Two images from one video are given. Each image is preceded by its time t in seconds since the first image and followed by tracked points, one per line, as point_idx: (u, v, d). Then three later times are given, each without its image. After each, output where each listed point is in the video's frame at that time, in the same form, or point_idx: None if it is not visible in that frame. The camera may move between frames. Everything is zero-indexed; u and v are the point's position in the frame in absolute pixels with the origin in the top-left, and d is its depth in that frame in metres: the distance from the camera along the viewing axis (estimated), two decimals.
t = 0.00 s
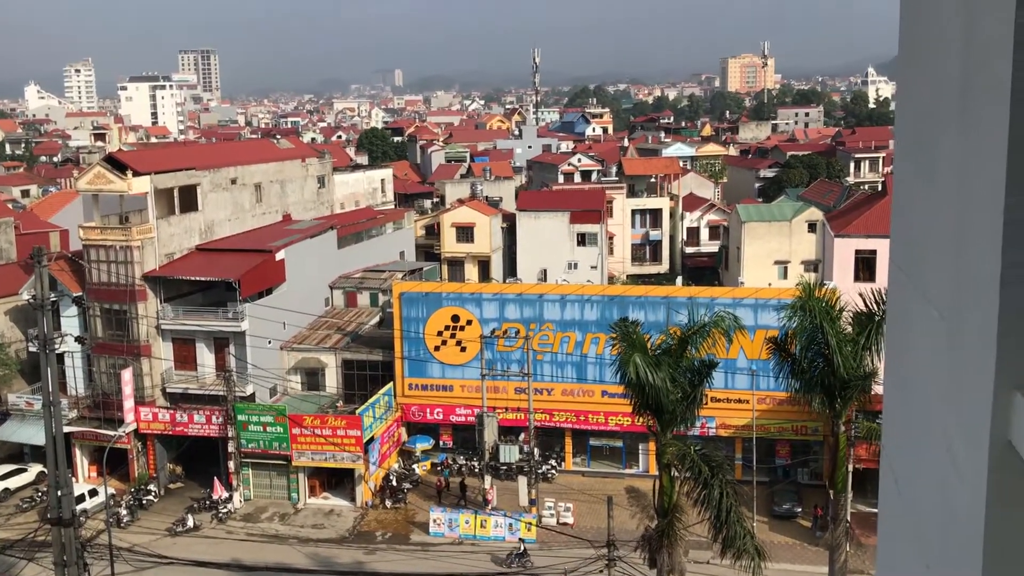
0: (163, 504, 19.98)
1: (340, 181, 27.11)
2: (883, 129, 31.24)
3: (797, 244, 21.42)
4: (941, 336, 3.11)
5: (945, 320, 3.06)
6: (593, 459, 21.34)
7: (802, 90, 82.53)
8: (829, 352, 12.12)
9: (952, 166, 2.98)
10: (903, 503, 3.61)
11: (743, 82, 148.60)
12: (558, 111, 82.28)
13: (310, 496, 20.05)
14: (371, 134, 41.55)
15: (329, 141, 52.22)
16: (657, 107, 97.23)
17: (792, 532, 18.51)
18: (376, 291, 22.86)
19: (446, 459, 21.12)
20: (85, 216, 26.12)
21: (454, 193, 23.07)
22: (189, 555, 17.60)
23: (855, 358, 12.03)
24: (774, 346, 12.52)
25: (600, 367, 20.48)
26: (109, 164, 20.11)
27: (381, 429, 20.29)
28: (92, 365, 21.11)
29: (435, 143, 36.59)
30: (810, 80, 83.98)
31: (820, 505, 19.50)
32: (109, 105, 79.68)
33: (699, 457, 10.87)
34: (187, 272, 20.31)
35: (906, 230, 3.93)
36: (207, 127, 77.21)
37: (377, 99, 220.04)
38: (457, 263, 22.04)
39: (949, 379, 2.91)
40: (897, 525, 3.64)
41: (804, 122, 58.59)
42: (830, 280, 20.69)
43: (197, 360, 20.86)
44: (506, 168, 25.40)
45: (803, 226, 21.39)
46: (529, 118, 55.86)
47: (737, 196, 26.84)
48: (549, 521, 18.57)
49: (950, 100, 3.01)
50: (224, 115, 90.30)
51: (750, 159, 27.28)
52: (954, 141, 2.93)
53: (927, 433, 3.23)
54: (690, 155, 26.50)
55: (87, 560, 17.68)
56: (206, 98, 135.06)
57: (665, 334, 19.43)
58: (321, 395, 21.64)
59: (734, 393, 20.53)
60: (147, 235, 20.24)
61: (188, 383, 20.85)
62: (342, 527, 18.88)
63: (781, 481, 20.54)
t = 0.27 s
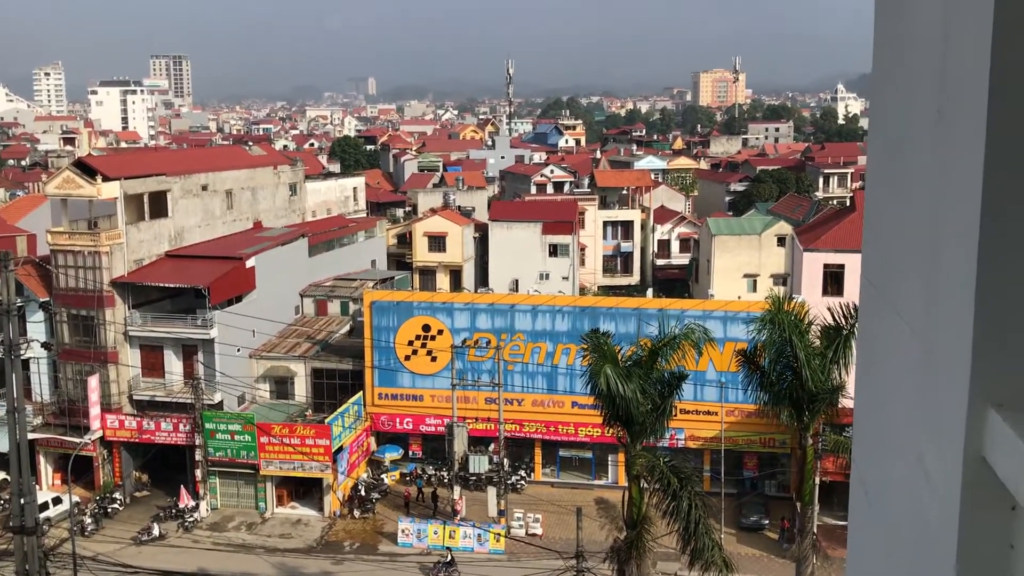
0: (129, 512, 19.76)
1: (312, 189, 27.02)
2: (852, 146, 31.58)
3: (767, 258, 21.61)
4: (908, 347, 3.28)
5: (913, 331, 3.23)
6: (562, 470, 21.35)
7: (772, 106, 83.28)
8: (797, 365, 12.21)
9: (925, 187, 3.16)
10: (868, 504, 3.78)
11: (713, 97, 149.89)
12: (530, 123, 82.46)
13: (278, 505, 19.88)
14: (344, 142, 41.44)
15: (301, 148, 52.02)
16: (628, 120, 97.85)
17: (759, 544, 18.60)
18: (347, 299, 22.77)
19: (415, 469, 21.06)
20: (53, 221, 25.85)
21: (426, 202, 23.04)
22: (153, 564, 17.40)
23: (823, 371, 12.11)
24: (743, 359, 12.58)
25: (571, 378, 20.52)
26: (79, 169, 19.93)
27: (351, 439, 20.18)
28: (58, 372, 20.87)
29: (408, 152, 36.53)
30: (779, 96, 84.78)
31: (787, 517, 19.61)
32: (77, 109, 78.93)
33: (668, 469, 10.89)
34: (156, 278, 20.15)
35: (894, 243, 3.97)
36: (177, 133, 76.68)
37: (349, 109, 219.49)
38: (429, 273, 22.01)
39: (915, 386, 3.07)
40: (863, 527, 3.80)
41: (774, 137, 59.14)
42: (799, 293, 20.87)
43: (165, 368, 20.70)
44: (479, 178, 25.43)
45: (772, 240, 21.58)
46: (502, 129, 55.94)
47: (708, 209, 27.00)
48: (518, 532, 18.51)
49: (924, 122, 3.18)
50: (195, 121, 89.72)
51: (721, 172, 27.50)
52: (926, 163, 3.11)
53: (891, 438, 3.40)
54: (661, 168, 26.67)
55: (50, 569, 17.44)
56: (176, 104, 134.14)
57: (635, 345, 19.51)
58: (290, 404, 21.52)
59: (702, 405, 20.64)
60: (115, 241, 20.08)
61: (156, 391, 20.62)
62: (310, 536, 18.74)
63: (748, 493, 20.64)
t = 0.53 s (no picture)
0: (109, 525, 19.62)
1: (299, 202, 26.99)
2: (836, 166, 31.78)
3: (751, 276, 21.74)
4: (893, 369, 3.00)
5: (899, 350, 2.93)
6: (545, 487, 21.30)
7: (757, 126, 83.83)
8: (781, 384, 12.25)
9: (908, 193, 2.84)
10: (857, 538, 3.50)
11: (699, 116, 150.76)
12: (517, 140, 82.73)
13: (259, 520, 19.75)
14: (331, 156, 41.44)
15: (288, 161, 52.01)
16: (615, 138, 98.30)
17: (741, 562, 18.59)
18: (332, 313, 22.70)
19: (398, 485, 21.00)
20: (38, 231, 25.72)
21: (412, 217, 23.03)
22: None
23: (806, 390, 12.17)
24: (727, 376, 12.60)
25: (555, 395, 20.51)
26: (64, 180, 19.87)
27: (334, 454, 20.09)
28: (39, 383, 20.74)
29: (395, 166, 36.55)
30: (765, 117, 85.35)
31: (770, 536, 19.62)
32: (63, 120, 78.70)
33: (652, 486, 10.87)
34: (141, 291, 20.07)
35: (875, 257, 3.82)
36: (163, 145, 76.55)
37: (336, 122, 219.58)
38: (415, 287, 21.98)
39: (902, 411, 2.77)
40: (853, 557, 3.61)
41: (760, 157, 59.53)
42: (783, 312, 20.96)
43: (148, 380, 20.61)
44: (466, 194, 25.45)
45: (757, 258, 21.68)
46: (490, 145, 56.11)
47: (693, 227, 27.09)
48: (500, 549, 18.44)
49: (906, 118, 2.87)
50: (181, 134, 89.59)
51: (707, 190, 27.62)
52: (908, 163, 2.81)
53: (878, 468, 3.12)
54: (648, 185, 26.75)
55: None
56: (163, 116, 133.92)
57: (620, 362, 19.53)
58: (273, 418, 21.42)
59: (687, 423, 20.64)
60: (100, 252, 19.99)
61: (138, 404, 20.54)
62: (291, 551, 18.62)
63: (731, 511, 20.64)
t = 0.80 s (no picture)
0: (97, 544, 19.46)
1: (290, 220, 26.97)
2: (826, 185, 31.92)
3: (742, 296, 21.77)
4: (888, 392, 2.81)
5: (893, 371, 2.74)
6: (537, 506, 21.23)
7: (748, 145, 84.25)
8: (773, 403, 12.24)
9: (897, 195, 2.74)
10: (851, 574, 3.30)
11: (690, 135, 151.46)
12: (510, 157, 82.93)
13: (249, 539, 19.66)
14: (323, 173, 41.46)
15: (280, 178, 52.01)
16: (607, 156, 98.66)
17: None
18: (324, 331, 22.64)
19: (389, 504, 20.96)
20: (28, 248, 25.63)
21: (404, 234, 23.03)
22: None
23: (798, 409, 12.15)
24: (719, 395, 12.59)
25: (547, 413, 20.48)
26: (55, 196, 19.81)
27: (324, 472, 20.01)
28: (28, 401, 20.65)
29: (387, 184, 36.57)
30: (756, 136, 85.75)
31: (761, 555, 19.58)
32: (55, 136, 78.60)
33: (643, 504, 10.83)
34: (131, 308, 20.01)
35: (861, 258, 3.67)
36: (156, 160, 76.48)
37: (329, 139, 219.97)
38: (406, 305, 21.94)
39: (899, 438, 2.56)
40: None
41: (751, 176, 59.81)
42: (775, 331, 21.00)
43: (138, 398, 20.53)
44: (458, 212, 25.48)
45: (748, 277, 21.76)
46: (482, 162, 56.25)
47: (685, 245, 27.13)
48: (491, 568, 18.35)
49: (902, 112, 2.69)
50: (174, 150, 89.58)
51: (698, 210, 27.70)
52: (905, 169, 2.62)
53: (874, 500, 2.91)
54: (639, 204, 26.80)
55: None
56: (154, 132, 133.78)
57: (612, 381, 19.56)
58: (263, 436, 21.32)
59: (678, 442, 20.61)
60: (90, 269, 19.92)
61: (128, 421, 20.46)
62: (281, 570, 18.53)
63: (723, 530, 20.59)
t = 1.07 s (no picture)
0: (91, 563, 19.36)
1: (286, 237, 26.93)
2: (821, 201, 31.92)
3: (739, 311, 21.75)
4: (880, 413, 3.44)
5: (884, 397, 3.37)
6: (534, 524, 21.15)
7: (744, 162, 84.35)
8: (769, 420, 12.23)
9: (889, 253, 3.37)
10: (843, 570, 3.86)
11: (686, 152, 151.57)
12: (506, 174, 82.97)
13: (244, 558, 19.51)
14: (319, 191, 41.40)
15: (276, 195, 51.97)
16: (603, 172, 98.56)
17: None
18: (320, 347, 22.58)
19: (385, 522, 20.82)
20: (23, 265, 25.57)
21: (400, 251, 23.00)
22: None
23: (795, 426, 12.14)
24: (715, 412, 12.60)
25: (544, 430, 20.44)
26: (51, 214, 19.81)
27: (320, 490, 19.94)
28: (23, 419, 20.58)
29: (383, 201, 36.53)
30: (752, 152, 85.86)
31: (759, 572, 19.50)
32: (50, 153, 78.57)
33: (640, 523, 10.80)
34: (127, 325, 19.98)
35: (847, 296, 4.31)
36: (152, 178, 76.47)
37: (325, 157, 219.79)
38: (403, 322, 21.91)
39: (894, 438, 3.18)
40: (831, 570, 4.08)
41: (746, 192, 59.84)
42: (771, 348, 20.99)
43: (133, 416, 20.49)
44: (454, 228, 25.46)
45: (745, 293, 21.79)
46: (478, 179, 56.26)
47: (681, 262, 27.09)
48: None
49: (891, 186, 3.31)
50: (170, 167, 89.53)
51: (694, 226, 27.67)
52: (897, 217, 3.22)
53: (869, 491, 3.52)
54: (635, 221, 26.78)
55: None
56: (149, 149, 133.64)
57: (608, 397, 19.55)
58: (259, 454, 21.23)
59: (675, 458, 20.55)
60: (86, 286, 19.90)
61: (123, 439, 20.40)
62: None
63: (720, 547, 20.52)
